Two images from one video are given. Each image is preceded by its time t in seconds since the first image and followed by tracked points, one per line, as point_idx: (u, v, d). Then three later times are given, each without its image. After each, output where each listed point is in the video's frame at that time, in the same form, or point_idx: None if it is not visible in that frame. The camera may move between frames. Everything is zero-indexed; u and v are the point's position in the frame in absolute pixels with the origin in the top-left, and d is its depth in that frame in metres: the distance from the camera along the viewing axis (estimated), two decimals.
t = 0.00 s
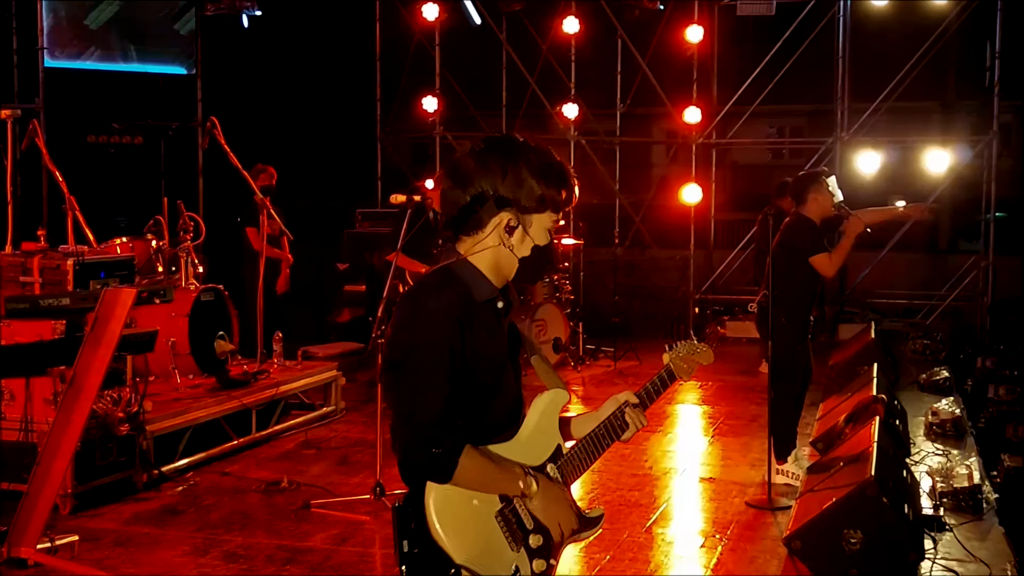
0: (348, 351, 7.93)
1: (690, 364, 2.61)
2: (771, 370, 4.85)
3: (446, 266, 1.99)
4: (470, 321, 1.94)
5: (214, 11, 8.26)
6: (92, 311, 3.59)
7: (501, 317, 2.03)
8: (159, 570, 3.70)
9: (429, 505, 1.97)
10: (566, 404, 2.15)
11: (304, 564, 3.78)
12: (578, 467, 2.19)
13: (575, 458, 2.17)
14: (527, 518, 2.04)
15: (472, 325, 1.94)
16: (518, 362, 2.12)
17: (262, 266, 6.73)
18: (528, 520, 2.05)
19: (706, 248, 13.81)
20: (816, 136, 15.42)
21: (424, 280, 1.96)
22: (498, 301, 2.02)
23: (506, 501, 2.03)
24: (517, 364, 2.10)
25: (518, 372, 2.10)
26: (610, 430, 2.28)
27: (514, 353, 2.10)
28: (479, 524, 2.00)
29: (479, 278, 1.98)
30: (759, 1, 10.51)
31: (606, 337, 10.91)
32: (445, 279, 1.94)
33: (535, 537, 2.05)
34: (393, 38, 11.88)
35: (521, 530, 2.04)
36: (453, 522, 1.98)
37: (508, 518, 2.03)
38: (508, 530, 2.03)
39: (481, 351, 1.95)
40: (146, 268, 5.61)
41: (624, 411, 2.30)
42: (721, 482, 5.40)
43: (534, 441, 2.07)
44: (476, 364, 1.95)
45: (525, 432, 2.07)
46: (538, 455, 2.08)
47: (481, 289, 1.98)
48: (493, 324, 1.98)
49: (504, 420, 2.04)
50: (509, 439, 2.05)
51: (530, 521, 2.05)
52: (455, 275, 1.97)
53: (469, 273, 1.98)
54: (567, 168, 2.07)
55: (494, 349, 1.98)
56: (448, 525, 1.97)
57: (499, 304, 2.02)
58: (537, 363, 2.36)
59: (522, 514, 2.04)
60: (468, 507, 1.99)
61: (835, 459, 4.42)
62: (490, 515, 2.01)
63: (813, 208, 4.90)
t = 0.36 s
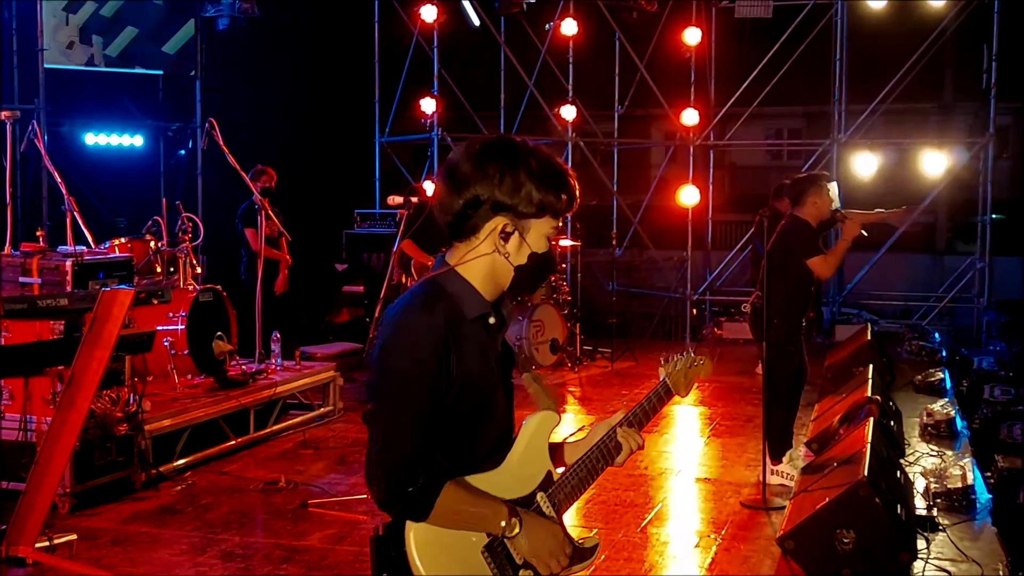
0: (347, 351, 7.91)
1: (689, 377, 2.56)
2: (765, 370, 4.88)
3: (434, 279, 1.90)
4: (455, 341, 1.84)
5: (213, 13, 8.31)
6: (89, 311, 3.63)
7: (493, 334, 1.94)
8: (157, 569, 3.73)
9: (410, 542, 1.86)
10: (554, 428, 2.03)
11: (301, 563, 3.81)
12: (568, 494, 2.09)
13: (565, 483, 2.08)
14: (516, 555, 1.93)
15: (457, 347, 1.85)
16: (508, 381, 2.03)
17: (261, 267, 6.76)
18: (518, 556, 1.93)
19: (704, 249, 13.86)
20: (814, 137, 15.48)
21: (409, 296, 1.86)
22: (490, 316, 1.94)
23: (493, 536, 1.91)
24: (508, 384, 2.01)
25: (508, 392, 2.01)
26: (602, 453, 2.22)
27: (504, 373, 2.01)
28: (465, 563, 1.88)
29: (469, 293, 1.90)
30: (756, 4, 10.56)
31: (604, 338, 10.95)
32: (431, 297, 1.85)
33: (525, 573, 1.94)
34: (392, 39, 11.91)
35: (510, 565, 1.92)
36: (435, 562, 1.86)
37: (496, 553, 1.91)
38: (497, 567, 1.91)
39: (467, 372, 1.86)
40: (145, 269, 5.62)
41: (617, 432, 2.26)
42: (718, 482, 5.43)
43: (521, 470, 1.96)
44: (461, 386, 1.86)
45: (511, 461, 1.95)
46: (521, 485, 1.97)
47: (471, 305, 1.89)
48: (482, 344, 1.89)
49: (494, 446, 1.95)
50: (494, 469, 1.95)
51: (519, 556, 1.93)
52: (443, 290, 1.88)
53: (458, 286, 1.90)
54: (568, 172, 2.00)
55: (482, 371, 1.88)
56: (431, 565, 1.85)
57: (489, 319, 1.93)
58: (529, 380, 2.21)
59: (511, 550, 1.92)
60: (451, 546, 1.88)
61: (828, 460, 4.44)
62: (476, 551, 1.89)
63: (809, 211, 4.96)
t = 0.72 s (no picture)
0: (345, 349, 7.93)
1: (700, 357, 2.59)
2: (760, 367, 4.92)
3: (416, 273, 1.86)
4: (434, 340, 1.80)
5: (212, 14, 8.37)
6: (90, 307, 3.67)
7: (479, 328, 1.89)
8: (157, 562, 3.77)
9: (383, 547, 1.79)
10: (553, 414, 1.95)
11: (299, 557, 3.85)
12: (559, 490, 2.01)
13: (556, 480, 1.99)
14: (495, 555, 1.85)
15: (436, 346, 1.81)
16: (500, 375, 1.97)
17: (259, 265, 6.80)
18: (499, 557, 1.85)
19: (701, 249, 13.93)
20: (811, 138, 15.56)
21: (387, 293, 1.82)
22: (478, 307, 1.89)
23: (473, 538, 1.83)
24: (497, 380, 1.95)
25: (497, 388, 1.95)
26: (601, 445, 2.13)
27: (495, 366, 1.96)
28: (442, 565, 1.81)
29: (450, 282, 1.85)
30: (753, 5, 10.62)
31: (602, 337, 10.98)
32: (408, 294, 1.81)
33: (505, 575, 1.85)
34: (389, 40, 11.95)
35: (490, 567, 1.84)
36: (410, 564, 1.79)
37: (474, 554, 1.83)
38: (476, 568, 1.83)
39: (446, 372, 1.82)
40: (144, 267, 5.67)
41: (624, 412, 2.18)
42: (713, 478, 5.48)
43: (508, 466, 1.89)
44: (440, 387, 1.82)
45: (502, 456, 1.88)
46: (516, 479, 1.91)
47: (453, 297, 1.85)
48: (465, 340, 1.85)
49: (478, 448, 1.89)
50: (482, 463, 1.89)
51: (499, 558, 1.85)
52: (424, 283, 1.84)
53: (440, 278, 1.86)
54: (549, 139, 1.93)
55: (464, 370, 1.84)
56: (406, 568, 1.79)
57: (478, 312, 1.89)
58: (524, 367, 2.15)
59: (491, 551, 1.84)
60: (426, 548, 1.80)
61: (822, 455, 4.48)
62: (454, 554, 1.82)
63: (809, 212, 5.00)
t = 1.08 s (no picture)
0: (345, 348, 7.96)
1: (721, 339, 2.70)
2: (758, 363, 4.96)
3: (427, 243, 1.85)
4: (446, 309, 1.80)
5: (212, 14, 8.42)
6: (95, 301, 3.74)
7: (490, 301, 1.89)
8: (160, 555, 3.80)
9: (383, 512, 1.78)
10: (565, 398, 1.96)
11: (301, 549, 3.88)
12: (569, 471, 2.04)
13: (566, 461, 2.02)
14: (498, 536, 1.85)
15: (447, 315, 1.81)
16: (509, 351, 1.97)
17: (260, 263, 6.84)
18: (500, 537, 1.86)
19: (699, 250, 13.98)
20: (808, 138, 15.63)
21: (399, 261, 1.81)
22: (488, 279, 1.89)
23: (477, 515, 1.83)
24: (505, 355, 1.95)
25: (506, 363, 1.95)
26: (615, 426, 2.20)
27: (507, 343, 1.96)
28: (440, 538, 1.80)
29: (460, 258, 1.85)
30: (751, 5, 10.67)
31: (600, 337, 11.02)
32: (421, 262, 1.80)
33: (507, 556, 1.85)
34: (388, 42, 11.99)
35: (492, 548, 1.85)
36: (406, 533, 1.78)
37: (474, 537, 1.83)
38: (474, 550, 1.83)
39: (455, 344, 1.82)
40: (145, 264, 5.71)
41: (642, 396, 2.22)
42: (712, 474, 5.52)
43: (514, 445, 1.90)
44: (449, 358, 1.82)
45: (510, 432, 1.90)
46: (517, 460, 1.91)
47: (465, 269, 1.84)
48: (475, 312, 1.85)
49: (484, 422, 1.90)
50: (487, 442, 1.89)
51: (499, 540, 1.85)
52: (435, 254, 1.83)
53: (451, 250, 1.85)
54: (549, 106, 1.89)
55: (473, 342, 1.85)
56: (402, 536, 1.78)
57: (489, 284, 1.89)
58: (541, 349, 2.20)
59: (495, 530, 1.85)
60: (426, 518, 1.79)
61: (820, 449, 4.51)
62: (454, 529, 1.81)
63: (811, 211, 5.03)
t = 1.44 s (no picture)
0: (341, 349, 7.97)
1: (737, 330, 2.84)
2: (756, 362, 4.99)
3: (441, 234, 1.96)
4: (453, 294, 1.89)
5: (209, 16, 8.43)
6: (97, 301, 3.75)
7: (501, 290, 1.96)
8: (161, 554, 3.81)
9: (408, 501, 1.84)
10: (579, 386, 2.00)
11: (302, 548, 3.89)
12: (589, 453, 2.07)
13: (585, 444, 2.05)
14: (521, 518, 1.93)
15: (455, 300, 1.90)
16: (525, 341, 2.04)
17: (258, 264, 6.85)
18: (524, 518, 1.94)
19: (694, 251, 13.99)
20: (803, 140, 15.66)
21: (415, 247, 1.93)
22: (500, 272, 1.97)
23: (499, 498, 1.91)
24: (519, 344, 2.01)
25: (521, 352, 2.02)
26: (631, 413, 2.23)
27: (524, 334, 2.03)
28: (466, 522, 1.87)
29: (475, 248, 1.94)
30: (746, 7, 10.72)
31: (597, 338, 11.03)
32: (432, 249, 1.91)
33: (531, 536, 1.94)
34: (385, 43, 12.00)
35: (516, 528, 1.93)
36: (434, 521, 1.85)
37: (498, 518, 1.91)
38: (500, 531, 1.91)
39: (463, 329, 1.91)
40: (144, 265, 5.73)
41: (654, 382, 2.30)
42: (709, 473, 5.55)
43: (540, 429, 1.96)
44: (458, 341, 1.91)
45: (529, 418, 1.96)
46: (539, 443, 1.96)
47: (476, 259, 1.93)
48: (484, 300, 1.93)
49: (496, 408, 1.97)
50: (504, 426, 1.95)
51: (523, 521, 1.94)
52: (448, 243, 1.93)
53: (464, 241, 1.94)
54: (606, 166, 1.98)
55: (481, 329, 1.93)
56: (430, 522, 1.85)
57: (502, 275, 1.97)
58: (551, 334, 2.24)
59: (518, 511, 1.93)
60: (452, 503, 1.86)
61: (817, 448, 4.54)
62: (478, 512, 1.88)
63: (806, 211, 5.08)
